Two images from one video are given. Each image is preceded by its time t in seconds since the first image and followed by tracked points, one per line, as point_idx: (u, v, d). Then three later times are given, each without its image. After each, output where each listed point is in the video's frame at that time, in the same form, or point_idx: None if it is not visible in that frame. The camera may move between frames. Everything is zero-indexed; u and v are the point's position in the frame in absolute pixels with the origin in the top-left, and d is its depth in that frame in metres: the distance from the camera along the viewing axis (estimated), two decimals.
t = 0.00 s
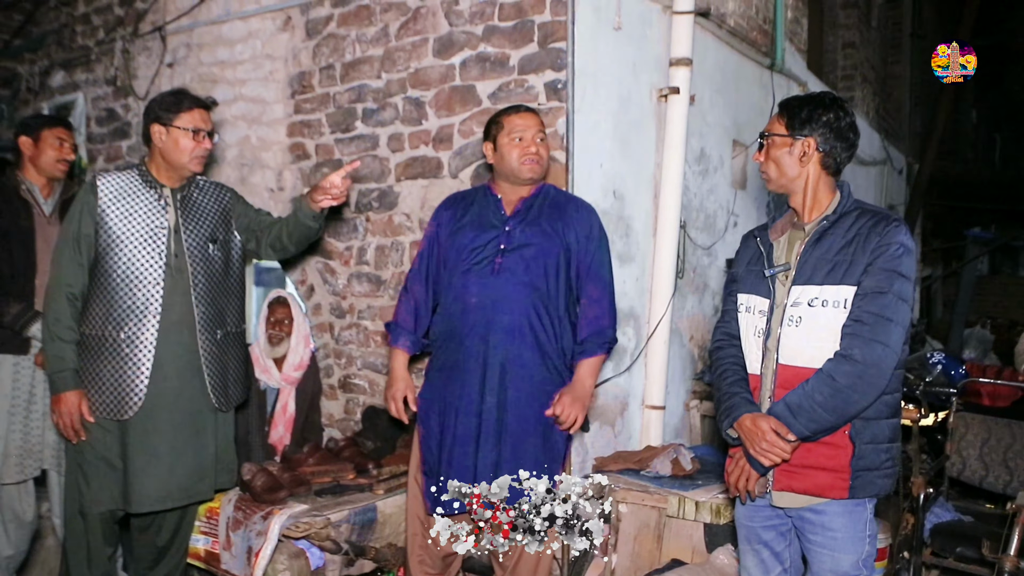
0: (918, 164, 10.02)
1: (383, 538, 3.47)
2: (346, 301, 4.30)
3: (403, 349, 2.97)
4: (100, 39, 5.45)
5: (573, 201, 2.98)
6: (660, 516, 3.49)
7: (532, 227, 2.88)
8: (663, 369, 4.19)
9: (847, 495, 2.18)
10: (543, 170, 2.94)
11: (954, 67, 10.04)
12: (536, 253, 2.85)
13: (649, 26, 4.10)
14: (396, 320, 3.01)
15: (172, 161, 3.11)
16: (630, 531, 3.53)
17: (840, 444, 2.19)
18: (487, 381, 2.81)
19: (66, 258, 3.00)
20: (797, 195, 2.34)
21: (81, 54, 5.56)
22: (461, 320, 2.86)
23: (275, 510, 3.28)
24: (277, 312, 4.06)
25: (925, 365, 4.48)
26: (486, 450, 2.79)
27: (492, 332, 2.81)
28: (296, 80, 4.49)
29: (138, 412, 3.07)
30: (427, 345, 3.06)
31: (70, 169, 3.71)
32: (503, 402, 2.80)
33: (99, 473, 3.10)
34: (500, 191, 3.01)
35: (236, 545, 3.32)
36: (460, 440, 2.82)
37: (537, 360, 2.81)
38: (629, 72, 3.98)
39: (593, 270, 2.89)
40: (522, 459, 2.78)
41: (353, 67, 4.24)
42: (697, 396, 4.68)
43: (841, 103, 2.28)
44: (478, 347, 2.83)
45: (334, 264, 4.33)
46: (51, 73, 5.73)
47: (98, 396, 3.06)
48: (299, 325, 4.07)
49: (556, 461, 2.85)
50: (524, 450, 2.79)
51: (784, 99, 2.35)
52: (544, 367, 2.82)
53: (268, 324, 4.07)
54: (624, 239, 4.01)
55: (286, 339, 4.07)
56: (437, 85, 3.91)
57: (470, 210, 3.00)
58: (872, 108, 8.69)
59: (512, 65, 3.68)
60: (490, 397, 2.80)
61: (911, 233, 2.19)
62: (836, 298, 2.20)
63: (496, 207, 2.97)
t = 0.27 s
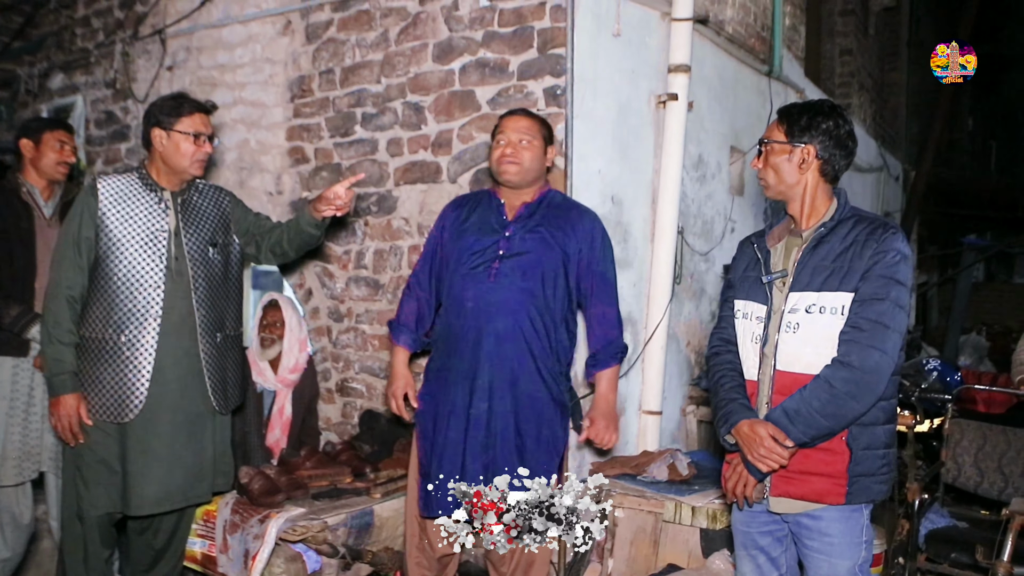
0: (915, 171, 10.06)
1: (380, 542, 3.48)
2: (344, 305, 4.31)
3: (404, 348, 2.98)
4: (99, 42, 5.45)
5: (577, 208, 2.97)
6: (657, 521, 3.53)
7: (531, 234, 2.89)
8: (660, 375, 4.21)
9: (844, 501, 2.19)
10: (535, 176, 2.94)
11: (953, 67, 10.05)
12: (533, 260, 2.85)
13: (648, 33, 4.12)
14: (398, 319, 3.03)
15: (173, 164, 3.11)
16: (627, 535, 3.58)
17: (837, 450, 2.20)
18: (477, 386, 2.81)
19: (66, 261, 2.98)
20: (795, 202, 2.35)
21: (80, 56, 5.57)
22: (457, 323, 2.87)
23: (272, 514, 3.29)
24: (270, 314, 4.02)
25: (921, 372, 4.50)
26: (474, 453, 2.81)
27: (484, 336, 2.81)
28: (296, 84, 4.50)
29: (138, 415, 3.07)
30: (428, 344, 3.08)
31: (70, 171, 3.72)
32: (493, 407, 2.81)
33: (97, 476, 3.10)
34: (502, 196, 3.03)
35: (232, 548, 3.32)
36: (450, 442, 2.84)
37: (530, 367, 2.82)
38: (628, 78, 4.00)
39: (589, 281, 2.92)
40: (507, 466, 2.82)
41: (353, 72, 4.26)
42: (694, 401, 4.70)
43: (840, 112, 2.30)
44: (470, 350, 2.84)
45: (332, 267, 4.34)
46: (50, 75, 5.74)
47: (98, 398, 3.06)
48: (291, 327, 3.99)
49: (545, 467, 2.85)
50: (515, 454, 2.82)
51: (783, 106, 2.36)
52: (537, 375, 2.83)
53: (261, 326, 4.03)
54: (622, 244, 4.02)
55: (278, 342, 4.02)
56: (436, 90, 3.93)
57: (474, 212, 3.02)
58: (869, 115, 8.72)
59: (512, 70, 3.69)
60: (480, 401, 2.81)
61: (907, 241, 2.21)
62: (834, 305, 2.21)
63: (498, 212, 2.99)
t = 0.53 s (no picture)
0: (910, 178, 10.11)
1: (376, 545, 3.49)
2: (341, 308, 4.32)
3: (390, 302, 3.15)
4: (98, 43, 5.46)
5: (569, 210, 2.91)
6: (653, 525, 3.52)
7: (513, 239, 2.86)
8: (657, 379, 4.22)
9: (840, 506, 2.21)
10: (510, 183, 2.94)
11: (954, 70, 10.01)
12: (515, 263, 2.83)
13: (646, 38, 4.14)
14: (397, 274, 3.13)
15: (173, 167, 3.12)
16: (623, 539, 3.59)
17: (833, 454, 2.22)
18: (459, 389, 2.80)
19: (66, 263, 2.98)
20: (792, 208, 2.37)
21: (79, 58, 5.58)
22: (445, 325, 2.90)
23: (269, 517, 3.30)
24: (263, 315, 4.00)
25: (917, 377, 4.52)
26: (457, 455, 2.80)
27: (463, 339, 2.81)
28: (295, 87, 4.51)
29: (136, 418, 3.07)
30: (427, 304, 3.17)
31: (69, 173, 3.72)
32: (476, 409, 2.78)
33: (95, 478, 3.10)
34: (496, 201, 3.03)
35: (229, 550, 3.33)
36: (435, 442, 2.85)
37: (511, 370, 2.79)
38: (626, 83, 4.01)
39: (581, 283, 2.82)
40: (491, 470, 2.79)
41: (352, 75, 4.27)
42: (690, 406, 4.71)
43: (837, 118, 2.32)
44: (452, 353, 2.84)
45: (330, 270, 4.35)
46: (49, 76, 5.74)
47: (96, 401, 3.06)
48: (283, 328, 3.96)
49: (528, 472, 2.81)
50: (498, 459, 2.78)
51: (780, 113, 2.38)
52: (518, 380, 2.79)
53: (253, 326, 4.01)
54: (619, 249, 4.04)
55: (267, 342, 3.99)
56: (435, 94, 3.94)
57: (472, 212, 3.06)
58: (865, 121, 8.76)
59: (511, 75, 3.71)
60: (460, 403, 2.79)
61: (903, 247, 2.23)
62: (831, 311, 2.22)
63: (490, 216, 3.00)
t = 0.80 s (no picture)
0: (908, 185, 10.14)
1: (376, 550, 3.49)
2: (341, 313, 4.32)
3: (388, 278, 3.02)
4: (99, 49, 5.47)
5: (549, 213, 2.85)
6: (653, 532, 3.54)
7: (493, 244, 2.84)
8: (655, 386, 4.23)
9: (839, 513, 2.22)
10: (495, 188, 2.90)
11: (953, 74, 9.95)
12: (496, 269, 2.81)
13: (646, 46, 4.16)
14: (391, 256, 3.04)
15: (175, 173, 3.12)
16: (622, 545, 3.60)
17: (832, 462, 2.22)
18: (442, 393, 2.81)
19: (67, 269, 2.98)
20: (791, 216, 2.38)
21: (80, 63, 5.59)
22: (434, 332, 2.93)
23: (269, 522, 3.29)
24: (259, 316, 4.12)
25: (915, 385, 4.53)
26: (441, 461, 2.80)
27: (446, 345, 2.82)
28: (296, 93, 4.52)
29: (135, 424, 3.07)
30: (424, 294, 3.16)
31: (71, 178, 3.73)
32: (459, 414, 2.78)
33: (95, 484, 3.10)
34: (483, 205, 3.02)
35: (229, 555, 3.33)
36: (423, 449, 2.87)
37: (491, 376, 2.77)
38: (626, 90, 4.03)
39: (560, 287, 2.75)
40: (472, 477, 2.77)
41: (353, 82, 4.29)
42: (689, 412, 4.72)
43: (835, 126, 2.34)
44: (439, 359, 2.87)
45: (331, 276, 4.36)
46: (49, 81, 5.76)
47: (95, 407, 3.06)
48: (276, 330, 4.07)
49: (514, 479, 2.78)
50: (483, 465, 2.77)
51: (779, 121, 2.39)
52: (499, 386, 2.77)
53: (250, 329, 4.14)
54: (619, 256, 4.05)
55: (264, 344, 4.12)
56: (436, 100, 3.96)
57: (462, 218, 3.07)
58: (864, 129, 8.79)
59: (511, 82, 3.73)
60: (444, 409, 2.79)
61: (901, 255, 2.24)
62: (829, 318, 2.23)
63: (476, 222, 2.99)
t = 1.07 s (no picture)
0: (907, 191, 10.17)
1: (375, 553, 3.50)
2: (342, 316, 4.33)
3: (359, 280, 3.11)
4: (101, 52, 5.49)
5: (528, 217, 2.90)
6: (651, 535, 3.55)
7: (472, 245, 2.88)
8: (654, 390, 4.24)
9: (837, 517, 2.23)
10: (479, 190, 2.94)
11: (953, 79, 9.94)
12: (477, 269, 2.84)
13: (647, 51, 4.18)
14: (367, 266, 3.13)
15: (180, 175, 3.14)
16: (621, 548, 3.62)
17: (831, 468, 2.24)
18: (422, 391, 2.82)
19: (71, 270, 2.98)
20: (789, 222, 2.40)
21: (81, 65, 5.60)
22: (413, 332, 2.95)
23: (269, 523, 3.31)
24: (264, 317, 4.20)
25: (913, 390, 4.54)
26: (419, 457, 2.82)
27: (425, 344, 2.84)
28: (297, 97, 4.54)
29: (137, 425, 3.08)
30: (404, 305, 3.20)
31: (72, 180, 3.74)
32: (437, 413, 2.79)
33: (96, 484, 3.11)
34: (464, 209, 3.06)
35: (229, 556, 3.34)
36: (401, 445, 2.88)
37: (470, 375, 2.79)
38: (627, 96, 4.05)
39: (539, 287, 2.79)
40: (452, 474, 2.80)
41: (354, 85, 4.30)
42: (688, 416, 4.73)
43: (834, 133, 2.36)
44: (418, 358, 2.88)
45: (331, 279, 4.37)
46: (51, 83, 5.77)
47: (97, 409, 3.06)
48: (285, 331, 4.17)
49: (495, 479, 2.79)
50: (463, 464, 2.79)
51: (778, 126, 2.41)
52: (477, 385, 2.78)
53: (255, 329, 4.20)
54: (619, 260, 4.06)
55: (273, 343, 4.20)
56: (437, 104, 3.97)
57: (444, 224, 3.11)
58: (863, 135, 8.82)
59: (513, 87, 3.75)
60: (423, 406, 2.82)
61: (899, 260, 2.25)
62: (828, 324, 2.25)
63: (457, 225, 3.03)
